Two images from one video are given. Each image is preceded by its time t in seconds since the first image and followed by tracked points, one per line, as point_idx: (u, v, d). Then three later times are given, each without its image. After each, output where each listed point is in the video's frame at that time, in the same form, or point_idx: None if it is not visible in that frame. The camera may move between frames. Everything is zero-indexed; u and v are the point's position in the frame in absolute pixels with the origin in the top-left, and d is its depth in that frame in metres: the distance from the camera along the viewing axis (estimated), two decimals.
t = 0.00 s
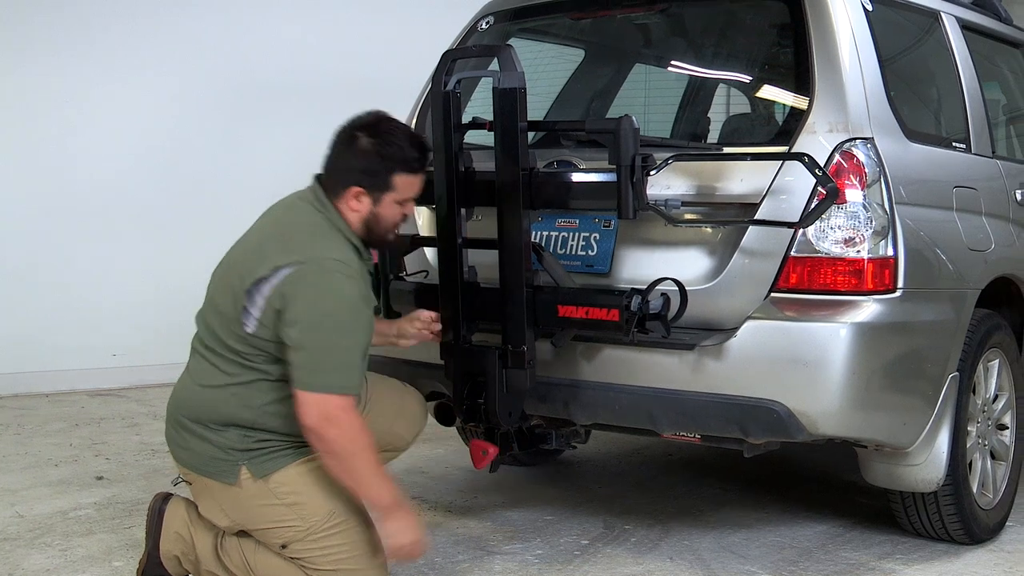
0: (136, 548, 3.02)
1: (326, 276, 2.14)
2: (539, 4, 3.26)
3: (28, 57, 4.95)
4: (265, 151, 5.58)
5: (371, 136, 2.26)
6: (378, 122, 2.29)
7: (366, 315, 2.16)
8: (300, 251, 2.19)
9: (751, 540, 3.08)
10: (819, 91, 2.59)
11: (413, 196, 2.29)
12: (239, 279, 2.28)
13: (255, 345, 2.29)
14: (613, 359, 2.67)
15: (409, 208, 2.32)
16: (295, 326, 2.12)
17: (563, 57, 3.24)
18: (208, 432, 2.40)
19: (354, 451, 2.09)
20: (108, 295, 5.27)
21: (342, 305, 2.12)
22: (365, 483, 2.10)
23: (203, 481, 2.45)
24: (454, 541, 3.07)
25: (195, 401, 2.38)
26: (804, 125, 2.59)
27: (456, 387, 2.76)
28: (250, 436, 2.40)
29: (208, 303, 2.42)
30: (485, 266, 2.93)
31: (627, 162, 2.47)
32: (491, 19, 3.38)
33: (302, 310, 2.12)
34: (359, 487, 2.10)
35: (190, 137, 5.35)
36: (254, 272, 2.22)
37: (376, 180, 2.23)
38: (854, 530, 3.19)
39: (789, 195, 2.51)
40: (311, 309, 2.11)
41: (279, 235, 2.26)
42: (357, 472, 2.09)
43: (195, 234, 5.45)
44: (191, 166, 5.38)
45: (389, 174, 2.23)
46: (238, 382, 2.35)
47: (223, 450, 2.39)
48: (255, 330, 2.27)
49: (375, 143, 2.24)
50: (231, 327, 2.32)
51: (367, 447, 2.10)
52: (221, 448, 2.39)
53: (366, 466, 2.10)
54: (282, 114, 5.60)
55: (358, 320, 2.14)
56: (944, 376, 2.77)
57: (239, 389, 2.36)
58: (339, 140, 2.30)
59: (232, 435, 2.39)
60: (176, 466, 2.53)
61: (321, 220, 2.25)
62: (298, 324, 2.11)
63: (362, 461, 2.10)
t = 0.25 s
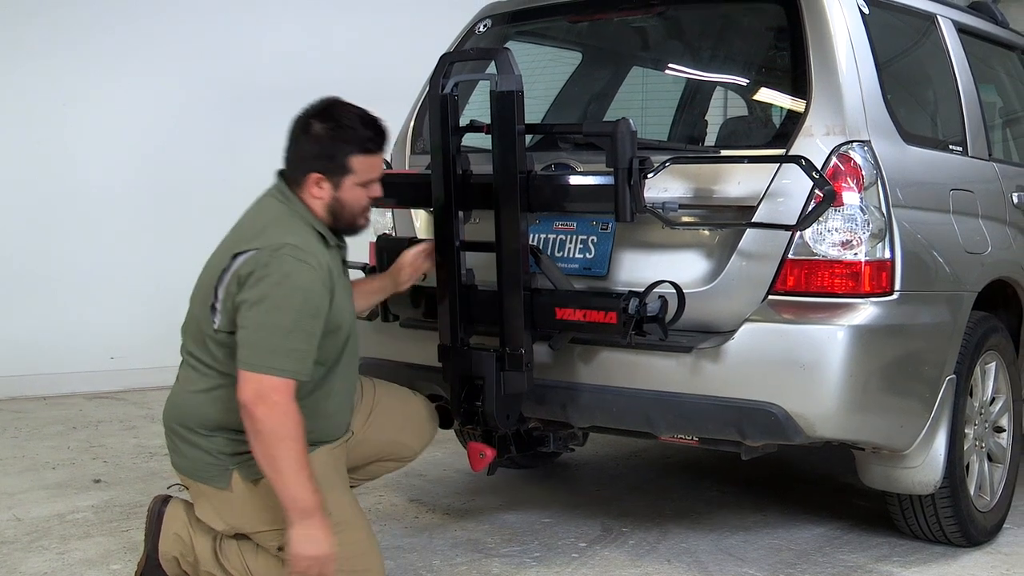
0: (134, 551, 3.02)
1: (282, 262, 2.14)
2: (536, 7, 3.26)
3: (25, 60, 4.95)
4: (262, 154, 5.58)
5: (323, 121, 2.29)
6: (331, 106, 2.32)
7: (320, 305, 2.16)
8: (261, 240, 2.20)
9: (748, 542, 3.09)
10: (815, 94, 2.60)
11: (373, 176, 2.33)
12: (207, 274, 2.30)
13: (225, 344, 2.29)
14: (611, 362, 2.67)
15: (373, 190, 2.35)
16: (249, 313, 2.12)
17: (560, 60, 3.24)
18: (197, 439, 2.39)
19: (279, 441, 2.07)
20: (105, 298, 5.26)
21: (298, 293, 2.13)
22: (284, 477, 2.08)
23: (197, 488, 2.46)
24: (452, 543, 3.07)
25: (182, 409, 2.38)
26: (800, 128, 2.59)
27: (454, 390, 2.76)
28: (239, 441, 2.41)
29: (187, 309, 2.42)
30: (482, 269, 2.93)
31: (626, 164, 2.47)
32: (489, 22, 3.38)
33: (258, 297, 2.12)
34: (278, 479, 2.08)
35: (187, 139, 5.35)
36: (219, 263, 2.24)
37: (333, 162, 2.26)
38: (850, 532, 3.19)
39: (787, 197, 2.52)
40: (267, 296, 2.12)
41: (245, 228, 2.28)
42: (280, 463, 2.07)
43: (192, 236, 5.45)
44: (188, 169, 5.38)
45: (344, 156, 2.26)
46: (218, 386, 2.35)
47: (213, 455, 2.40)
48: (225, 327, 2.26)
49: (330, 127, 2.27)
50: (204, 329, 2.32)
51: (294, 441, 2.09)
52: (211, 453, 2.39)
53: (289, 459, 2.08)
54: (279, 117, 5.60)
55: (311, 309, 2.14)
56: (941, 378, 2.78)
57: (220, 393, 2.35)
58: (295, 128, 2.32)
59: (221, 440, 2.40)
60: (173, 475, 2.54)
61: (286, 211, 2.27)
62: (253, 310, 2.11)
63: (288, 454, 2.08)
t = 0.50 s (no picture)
0: (135, 555, 3.02)
1: (243, 267, 2.18)
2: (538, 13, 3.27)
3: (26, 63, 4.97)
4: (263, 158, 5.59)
5: (277, 120, 2.30)
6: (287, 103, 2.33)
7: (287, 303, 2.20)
8: (223, 247, 2.24)
9: (749, 548, 3.09)
10: (816, 100, 2.60)
11: (336, 171, 2.33)
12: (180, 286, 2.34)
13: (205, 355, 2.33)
14: (612, 367, 2.67)
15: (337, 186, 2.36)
16: (216, 319, 2.15)
17: (561, 66, 3.24)
18: (189, 451, 2.43)
19: (260, 442, 2.09)
20: (106, 302, 5.26)
21: (262, 295, 2.16)
22: (268, 476, 2.09)
23: (189, 499, 2.48)
24: (453, 549, 3.06)
25: (172, 421, 2.43)
26: (802, 134, 2.59)
27: (456, 395, 2.76)
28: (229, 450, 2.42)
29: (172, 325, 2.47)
30: (484, 274, 2.94)
31: (628, 169, 2.47)
32: (491, 27, 3.38)
33: (224, 302, 2.16)
34: (261, 481, 2.09)
35: (188, 143, 5.36)
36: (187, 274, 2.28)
37: (290, 161, 2.27)
38: (852, 538, 3.19)
39: (788, 203, 2.52)
40: (232, 301, 2.16)
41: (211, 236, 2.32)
42: (263, 463, 2.09)
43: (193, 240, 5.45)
44: (189, 173, 5.38)
45: (300, 153, 2.27)
46: (204, 397, 2.39)
47: (204, 466, 2.42)
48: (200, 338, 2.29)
49: (285, 126, 2.28)
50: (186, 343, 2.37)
51: (275, 441, 2.11)
52: (202, 464, 2.42)
53: (272, 459, 2.10)
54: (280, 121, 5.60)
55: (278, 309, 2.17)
56: (943, 385, 2.78)
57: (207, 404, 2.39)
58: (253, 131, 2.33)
59: (211, 450, 2.42)
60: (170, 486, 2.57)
61: (249, 216, 2.30)
62: (220, 317, 2.15)
63: (270, 454, 2.09)
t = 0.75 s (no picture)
0: (136, 558, 3.02)
1: (232, 265, 2.19)
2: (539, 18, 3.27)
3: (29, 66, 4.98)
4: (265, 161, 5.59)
5: (254, 121, 2.30)
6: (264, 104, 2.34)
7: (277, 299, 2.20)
8: (211, 246, 2.25)
9: (750, 552, 3.09)
10: (817, 105, 2.61)
11: (315, 169, 2.33)
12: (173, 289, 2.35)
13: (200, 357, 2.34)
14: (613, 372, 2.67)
15: (317, 184, 2.36)
16: (207, 318, 2.16)
17: (563, 70, 3.25)
18: (188, 455, 2.43)
19: (261, 436, 2.10)
20: (108, 305, 5.27)
21: (252, 291, 2.17)
22: (272, 469, 2.09)
23: (187, 505, 2.47)
24: (453, 552, 3.07)
25: (170, 426, 2.43)
26: (803, 138, 2.59)
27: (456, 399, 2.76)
28: (229, 452, 2.43)
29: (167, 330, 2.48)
30: (485, 278, 2.94)
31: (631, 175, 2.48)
32: (492, 31, 3.39)
33: (214, 301, 2.17)
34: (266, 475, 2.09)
35: (190, 147, 5.37)
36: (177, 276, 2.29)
37: (266, 162, 2.28)
38: (853, 543, 3.19)
39: (789, 208, 2.52)
40: (222, 298, 2.16)
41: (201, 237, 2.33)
42: (265, 456, 2.09)
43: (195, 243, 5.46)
44: (190, 176, 5.39)
45: (275, 155, 2.27)
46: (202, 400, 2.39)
47: (203, 470, 2.42)
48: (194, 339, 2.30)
49: (261, 127, 2.28)
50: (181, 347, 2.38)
51: (276, 433, 2.11)
52: (201, 468, 2.42)
53: (273, 451, 2.10)
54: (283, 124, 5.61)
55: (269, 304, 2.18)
56: (944, 390, 2.78)
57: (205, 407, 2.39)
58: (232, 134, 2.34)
59: (210, 453, 2.42)
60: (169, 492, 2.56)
61: (236, 215, 2.32)
62: (211, 314, 2.16)
63: (271, 447, 2.10)
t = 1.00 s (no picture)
0: (138, 559, 3.02)
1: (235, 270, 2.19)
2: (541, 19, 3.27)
3: (31, 68, 4.98)
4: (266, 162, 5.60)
5: (264, 125, 2.30)
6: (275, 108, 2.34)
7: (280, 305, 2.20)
8: (216, 251, 2.25)
9: (751, 553, 3.08)
10: (819, 106, 2.60)
11: (325, 174, 2.33)
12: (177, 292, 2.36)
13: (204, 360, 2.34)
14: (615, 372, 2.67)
15: (327, 189, 2.36)
16: (210, 323, 2.16)
17: (565, 71, 3.25)
18: (192, 456, 2.43)
19: (264, 441, 2.10)
20: (109, 306, 5.27)
21: (255, 297, 2.17)
22: (275, 473, 2.09)
23: (190, 505, 2.47)
24: (455, 553, 3.06)
25: (174, 426, 2.43)
26: (805, 139, 2.59)
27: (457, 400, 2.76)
28: (233, 454, 2.43)
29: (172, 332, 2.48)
30: (487, 279, 2.94)
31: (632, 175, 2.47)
32: (494, 32, 3.39)
33: (216, 306, 2.17)
34: (269, 479, 2.10)
35: (191, 148, 5.37)
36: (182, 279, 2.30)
37: (275, 167, 2.28)
38: (855, 544, 3.18)
39: (791, 209, 2.52)
40: (224, 303, 2.16)
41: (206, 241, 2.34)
42: (268, 461, 2.09)
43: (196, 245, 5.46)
44: (192, 177, 5.39)
45: (285, 160, 2.27)
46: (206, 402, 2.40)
47: (207, 471, 2.42)
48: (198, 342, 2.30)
49: (271, 130, 2.29)
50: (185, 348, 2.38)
51: (279, 438, 2.11)
52: (205, 469, 2.42)
53: (277, 455, 2.10)
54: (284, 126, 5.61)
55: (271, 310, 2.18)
56: (946, 391, 2.78)
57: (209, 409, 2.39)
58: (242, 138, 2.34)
59: (214, 454, 2.42)
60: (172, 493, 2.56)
61: (242, 219, 2.32)
62: (214, 319, 2.16)
63: (273, 452, 2.10)
